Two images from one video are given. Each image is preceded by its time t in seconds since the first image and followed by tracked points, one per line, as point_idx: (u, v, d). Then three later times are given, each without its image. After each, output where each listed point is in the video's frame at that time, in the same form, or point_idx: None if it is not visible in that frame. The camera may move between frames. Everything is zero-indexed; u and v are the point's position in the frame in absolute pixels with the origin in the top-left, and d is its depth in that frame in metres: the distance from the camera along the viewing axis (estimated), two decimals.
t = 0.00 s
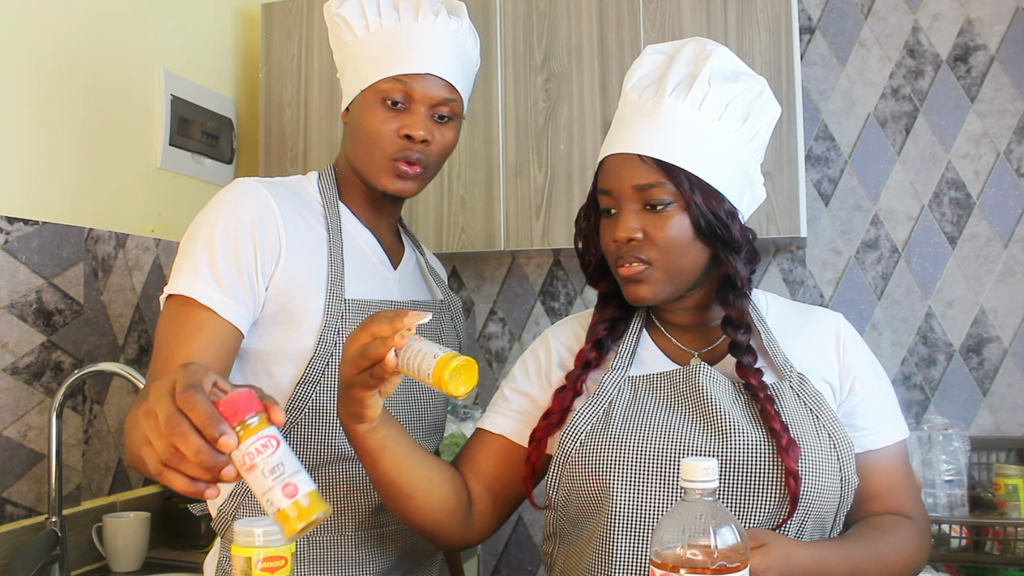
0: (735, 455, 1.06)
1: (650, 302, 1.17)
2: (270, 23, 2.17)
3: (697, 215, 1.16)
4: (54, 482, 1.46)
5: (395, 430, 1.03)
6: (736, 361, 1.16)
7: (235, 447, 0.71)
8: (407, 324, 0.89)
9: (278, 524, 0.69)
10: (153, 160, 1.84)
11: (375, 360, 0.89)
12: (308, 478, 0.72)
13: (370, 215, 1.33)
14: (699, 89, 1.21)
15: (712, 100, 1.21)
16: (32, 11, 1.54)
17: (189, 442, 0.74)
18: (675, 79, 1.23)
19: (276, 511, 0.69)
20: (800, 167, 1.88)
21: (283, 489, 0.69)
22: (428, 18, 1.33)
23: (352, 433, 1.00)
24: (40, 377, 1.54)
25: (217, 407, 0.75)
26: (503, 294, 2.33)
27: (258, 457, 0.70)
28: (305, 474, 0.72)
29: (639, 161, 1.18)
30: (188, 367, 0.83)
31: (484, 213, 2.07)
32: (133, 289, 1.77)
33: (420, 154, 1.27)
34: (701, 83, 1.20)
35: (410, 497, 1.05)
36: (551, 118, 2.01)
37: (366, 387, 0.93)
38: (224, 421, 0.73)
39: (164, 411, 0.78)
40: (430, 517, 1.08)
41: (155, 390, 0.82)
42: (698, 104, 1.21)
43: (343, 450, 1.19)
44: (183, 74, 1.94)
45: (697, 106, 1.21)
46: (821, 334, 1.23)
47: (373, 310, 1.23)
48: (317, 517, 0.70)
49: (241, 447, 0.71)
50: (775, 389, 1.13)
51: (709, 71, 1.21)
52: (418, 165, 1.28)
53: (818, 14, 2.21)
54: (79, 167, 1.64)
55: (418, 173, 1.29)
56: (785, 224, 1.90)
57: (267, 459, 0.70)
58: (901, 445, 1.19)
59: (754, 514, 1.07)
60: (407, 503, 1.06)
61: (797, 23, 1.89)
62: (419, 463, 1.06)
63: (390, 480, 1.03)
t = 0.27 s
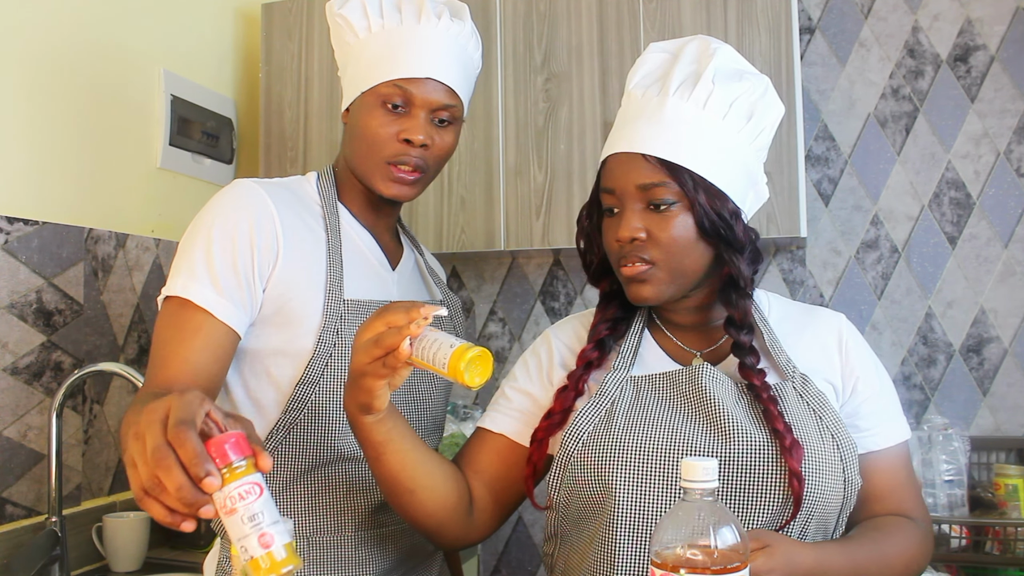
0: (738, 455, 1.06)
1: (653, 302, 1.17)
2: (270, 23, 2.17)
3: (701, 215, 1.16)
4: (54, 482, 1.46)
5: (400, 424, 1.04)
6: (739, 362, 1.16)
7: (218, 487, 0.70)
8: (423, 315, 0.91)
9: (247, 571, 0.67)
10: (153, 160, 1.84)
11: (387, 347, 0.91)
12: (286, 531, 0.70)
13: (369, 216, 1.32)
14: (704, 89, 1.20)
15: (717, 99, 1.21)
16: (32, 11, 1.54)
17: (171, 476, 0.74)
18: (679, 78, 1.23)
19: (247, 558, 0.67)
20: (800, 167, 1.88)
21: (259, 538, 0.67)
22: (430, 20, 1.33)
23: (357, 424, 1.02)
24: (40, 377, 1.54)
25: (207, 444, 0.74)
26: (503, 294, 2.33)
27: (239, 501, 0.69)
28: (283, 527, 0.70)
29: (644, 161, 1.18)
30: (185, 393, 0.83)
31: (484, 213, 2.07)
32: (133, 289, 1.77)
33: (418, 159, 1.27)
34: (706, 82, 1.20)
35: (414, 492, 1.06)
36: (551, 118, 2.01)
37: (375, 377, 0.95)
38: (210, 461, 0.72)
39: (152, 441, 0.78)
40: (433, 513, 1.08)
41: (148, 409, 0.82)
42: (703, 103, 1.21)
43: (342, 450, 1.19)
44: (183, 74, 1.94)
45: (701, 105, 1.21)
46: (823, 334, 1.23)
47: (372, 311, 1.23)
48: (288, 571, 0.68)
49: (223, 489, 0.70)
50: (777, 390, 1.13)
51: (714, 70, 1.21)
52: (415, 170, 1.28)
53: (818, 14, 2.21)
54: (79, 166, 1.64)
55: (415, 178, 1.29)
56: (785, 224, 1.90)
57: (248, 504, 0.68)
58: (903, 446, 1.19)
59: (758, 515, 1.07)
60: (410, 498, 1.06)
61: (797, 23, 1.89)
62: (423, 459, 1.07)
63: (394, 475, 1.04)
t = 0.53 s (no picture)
0: (741, 454, 1.06)
1: (655, 300, 1.17)
2: (270, 23, 2.17)
3: (704, 210, 1.16)
4: (54, 482, 1.46)
5: (401, 421, 1.03)
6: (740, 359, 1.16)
7: (191, 521, 0.69)
8: (427, 315, 0.91)
9: None
10: (153, 160, 1.84)
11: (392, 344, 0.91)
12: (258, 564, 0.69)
13: (366, 217, 1.33)
14: (709, 86, 1.20)
15: (722, 97, 1.21)
16: (32, 11, 1.54)
17: (145, 511, 0.74)
18: (684, 76, 1.23)
19: None
20: (800, 167, 1.88)
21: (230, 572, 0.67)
22: (427, 21, 1.33)
23: (357, 422, 1.01)
24: (40, 377, 1.54)
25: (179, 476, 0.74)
26: (503, 294, 2.33)
27: (211, 534, 0.68)
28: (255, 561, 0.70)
29: (648, 155, 1.18)
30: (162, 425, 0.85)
31: (483, 214, 2.07)
32: (133, 289, 1.77)
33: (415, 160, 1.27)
34: (712, 80, 1.20)
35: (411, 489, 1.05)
36: (551, 118, 2.01)
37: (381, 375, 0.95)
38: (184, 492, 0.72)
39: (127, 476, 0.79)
40: (431, 510, 1.08)
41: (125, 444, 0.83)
42: (708, 100, 1.21)
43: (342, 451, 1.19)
44: (183, 74, 1.94)
45: (706, 102, 1.21)
46: (824, 334, 1.23)
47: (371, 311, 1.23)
48: None
49: (195, 522, 0.69)
50: (780, 389, 1.13)
51: (719, 69, 1.21)
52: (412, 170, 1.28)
53: (818, 13, 2.21)
54: (79, 166, 1.64)
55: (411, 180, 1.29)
56: (785, 224, 1.90)
57: (220, 537, 0.68)
58: (904, 445, 1.19)
59: (761, 514, 1.07)
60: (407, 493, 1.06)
61: (797, 23, 1.89)
62: (422, 457, 1.06)
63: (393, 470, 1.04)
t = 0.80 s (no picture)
0: (743, 453, 1.06)
1: (659, 298, 1.17)
2: (270, 23, 2.17)
3: (708, 210, 1.16)
4: (55, 482, 1.46)
5: (394, 417, 1.04)
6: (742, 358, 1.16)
7: (157, 565, 0.72)
8: (426, 324, 0.90)
9: None
10: (153, 160, 1.84)
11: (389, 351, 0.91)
12: None
13: (364, 216, 1.33)
14: (710, 86, 1.21)
15: (723, 97, 1.21)
16: (32, 10, 1.54)
17: (113, 549, 0.75)
18: (685, 75, 1.23)
19: None
20: (800, 167, 1.88)
21: None
22: (424, 21, 1.33)
23: (351, 420, 1.02)
24: (40, 376, 1.54)
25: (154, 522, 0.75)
26: (503, 293, 2.33)
27: None
28: None
29: (652, 155, 1.18)
30: (144, 460, 0.83)
31: (483, 213, 2.07)
32: (133, 289, 1.77)
33: (412, 162, 1.27)
34: (713, 80, 1.21)
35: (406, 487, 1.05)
36: (551, 118, 2.01)
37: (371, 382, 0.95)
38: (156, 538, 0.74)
39: (99, 511, 0.78)
40: (425, 507, 1.07)
41: (104, 471, 0.82)
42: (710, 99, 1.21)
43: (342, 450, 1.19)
44: (183, 74, 1.94)
45: (708, 102, 1.21)
46: (822, 335, 1.23)
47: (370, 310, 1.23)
48: None
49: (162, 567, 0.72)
50: (781, 388, 1.13)
51: (719, 69, 1.21)
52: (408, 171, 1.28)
53: (818, 13, 2.21)
54: (79, 166, 1.64)
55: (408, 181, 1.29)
56: (785, 224, 1.90)
57: None
58: (901, 446, 1.19)
59: (762, 514, 1.07)
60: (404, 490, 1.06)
61: (797, 23, 1.89)
62: (416, 453, 1.06)
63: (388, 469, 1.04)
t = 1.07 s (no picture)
0: (744, 450, 1.06)
1: (670, 291, 1.16)
2: (270, 23, 2.17)
3: (724, 205, 1.18)
4: (55, 482, 1.46)
5: (383, 406, 1.01)
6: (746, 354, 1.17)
7: None
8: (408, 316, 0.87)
9: None
10: (154, 160, 1.84)
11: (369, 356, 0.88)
12: None
13: (364, 216, 1.32)
14: (723, 87, 1.22)
15: (735, 97, 1.22)
16: (32, 10, 1.54)
17: None
18: (696, 76, 1.23)
19: None
20: (800, 167, 1.88)
21: None
22: (419, 20, 1.33)
23: (338, 411, 0.99)
24: (40, 376, 1.54)
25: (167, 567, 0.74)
26: (503, 293, 2.33)
27: None
28: None
29: (669, 148, 1.18)
30: (157, 500, 0.82)
31: (484, 213, 2.06)
32: (133, 289, 1.77)
33: (406, 161, 1.27)
34: (725, 81, 1.22)
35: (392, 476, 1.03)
36: (551, 118, 2.01)
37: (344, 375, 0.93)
38: None
39: (113, 556, 0.78)
40: (414, 498, 1.05)
41: (116, 510, 0.81)
42: (722, 100, 1.22)
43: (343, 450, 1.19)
44: (183, 73, 1.94)
45: (721, 101, 1.22)
46: (818, 336, 1.23)
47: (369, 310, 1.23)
48: None
49: None
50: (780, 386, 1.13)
51: (731, 71, 1.23)
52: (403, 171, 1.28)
53: (818, 13, 2.21)
54: (79, 166, 1.64)
55: (404, 180, 1.29)
56: (785, 224, 1.90)
57: None
58: (894, 447, 1.20)
59: (765, 511, 1.07)
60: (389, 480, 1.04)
61: (797, 23, 1.89)
62: (405, 443, 1.03)
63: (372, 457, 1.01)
